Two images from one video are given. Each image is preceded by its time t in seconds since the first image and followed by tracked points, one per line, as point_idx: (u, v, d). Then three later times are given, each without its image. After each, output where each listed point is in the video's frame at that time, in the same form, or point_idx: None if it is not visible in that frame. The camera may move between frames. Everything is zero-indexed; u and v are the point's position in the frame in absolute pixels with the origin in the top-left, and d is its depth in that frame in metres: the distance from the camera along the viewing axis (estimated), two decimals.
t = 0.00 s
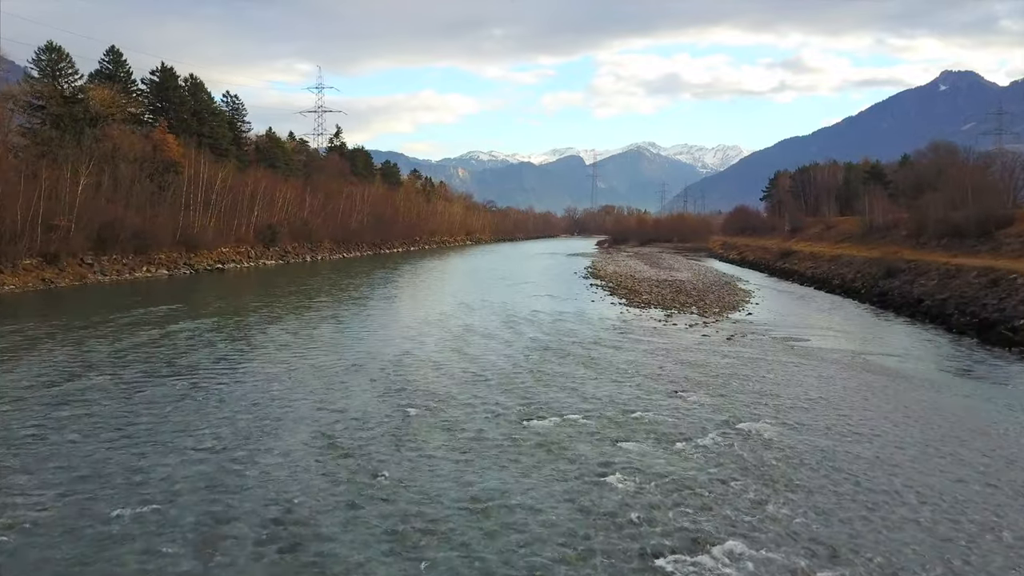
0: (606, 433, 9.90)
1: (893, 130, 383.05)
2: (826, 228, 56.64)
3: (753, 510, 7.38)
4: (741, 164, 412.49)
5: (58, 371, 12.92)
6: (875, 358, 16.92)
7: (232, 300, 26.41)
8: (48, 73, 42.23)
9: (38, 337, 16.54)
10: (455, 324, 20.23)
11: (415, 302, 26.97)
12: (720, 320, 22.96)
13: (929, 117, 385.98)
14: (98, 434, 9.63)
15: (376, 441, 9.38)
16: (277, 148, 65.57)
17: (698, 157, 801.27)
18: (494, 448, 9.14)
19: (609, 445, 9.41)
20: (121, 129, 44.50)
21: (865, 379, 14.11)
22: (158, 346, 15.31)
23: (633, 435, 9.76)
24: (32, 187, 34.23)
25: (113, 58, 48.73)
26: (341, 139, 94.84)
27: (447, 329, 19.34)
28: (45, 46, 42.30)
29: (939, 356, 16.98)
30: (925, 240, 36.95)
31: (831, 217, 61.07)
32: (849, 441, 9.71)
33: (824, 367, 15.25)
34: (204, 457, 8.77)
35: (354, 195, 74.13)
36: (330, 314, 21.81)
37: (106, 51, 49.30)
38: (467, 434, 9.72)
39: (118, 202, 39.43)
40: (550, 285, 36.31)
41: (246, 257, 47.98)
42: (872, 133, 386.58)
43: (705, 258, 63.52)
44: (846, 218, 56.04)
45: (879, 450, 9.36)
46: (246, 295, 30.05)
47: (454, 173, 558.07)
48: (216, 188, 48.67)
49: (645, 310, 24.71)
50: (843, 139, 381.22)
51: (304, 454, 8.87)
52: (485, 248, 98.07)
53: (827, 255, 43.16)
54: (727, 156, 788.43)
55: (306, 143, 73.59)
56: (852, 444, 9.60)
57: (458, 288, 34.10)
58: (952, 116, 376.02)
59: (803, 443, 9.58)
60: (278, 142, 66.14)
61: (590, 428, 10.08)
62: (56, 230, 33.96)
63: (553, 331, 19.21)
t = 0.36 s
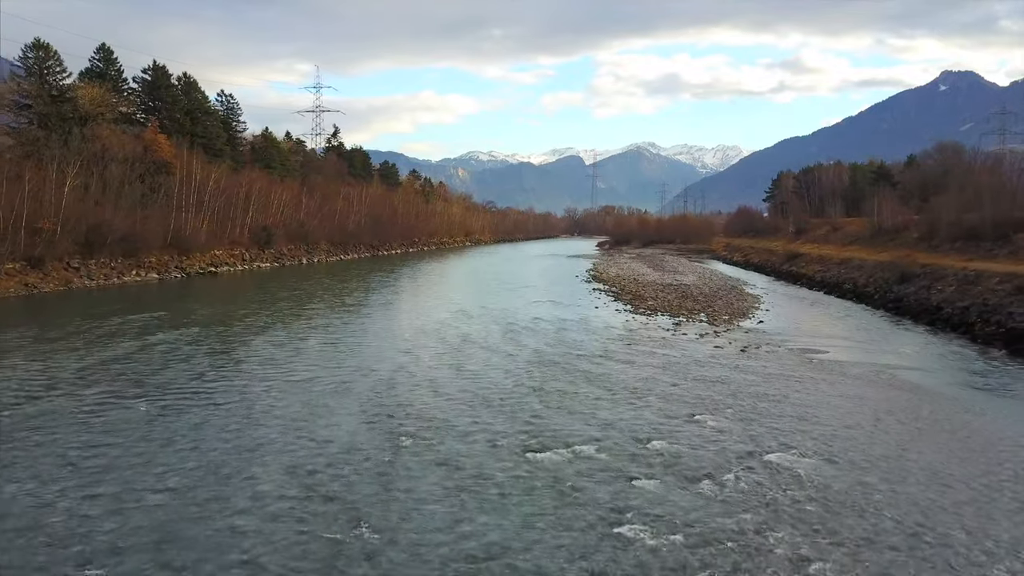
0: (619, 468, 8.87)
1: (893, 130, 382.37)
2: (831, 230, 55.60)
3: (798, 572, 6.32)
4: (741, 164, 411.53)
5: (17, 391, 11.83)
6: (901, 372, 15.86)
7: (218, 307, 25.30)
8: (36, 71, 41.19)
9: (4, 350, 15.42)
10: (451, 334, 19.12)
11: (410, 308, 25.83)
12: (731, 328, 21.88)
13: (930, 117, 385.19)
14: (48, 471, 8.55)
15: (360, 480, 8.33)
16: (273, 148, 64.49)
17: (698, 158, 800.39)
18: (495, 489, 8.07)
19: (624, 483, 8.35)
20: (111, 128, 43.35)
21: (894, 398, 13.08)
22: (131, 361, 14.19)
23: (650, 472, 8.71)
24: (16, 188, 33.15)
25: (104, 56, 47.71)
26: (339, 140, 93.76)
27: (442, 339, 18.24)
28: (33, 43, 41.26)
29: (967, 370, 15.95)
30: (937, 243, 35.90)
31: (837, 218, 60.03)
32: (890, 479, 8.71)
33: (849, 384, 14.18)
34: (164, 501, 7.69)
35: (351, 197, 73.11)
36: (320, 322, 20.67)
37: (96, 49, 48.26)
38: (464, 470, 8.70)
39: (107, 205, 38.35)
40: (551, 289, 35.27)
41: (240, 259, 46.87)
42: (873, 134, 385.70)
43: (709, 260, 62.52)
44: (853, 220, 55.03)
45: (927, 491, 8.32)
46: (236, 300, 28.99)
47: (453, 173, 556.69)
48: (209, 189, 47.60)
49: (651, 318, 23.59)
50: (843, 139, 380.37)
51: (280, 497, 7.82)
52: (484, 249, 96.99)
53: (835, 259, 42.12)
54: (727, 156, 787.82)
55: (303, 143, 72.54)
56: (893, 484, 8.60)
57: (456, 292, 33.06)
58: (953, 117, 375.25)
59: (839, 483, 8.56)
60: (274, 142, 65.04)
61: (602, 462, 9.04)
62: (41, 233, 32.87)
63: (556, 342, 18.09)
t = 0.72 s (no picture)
0: (634, 512, 7.84)
1: (894, 129, 381.41)
2: (838, 232, 54.50)
3: None
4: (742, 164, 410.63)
5: None
6: (930, 388, 14.78)
7: (205, 312, 24.21)
8: (22, 69, 40.10)
9: None
10: (447, 345, 18.04)
11: (406, 315, 24.74)
12: (743, 337, 20.83)
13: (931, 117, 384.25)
14: None
15: (339, 530, 7.28)
16: (269, 148, 63.37)
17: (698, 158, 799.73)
18: (494, 545, 6.99)
19: (643, 534, 7.27)
20: (100, 127, 42.20)
21: (928, 421, 12.05)
22: (99, 380, 13.10)
23: (671, 521, 7.62)
24: None
25: (94, 54, 46.66)
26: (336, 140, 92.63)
27: (438, 351, 17.16)
28: (19, 40, 40.18)
29: (1001, 387, 14.88)
30: (951, 246, 34.83)
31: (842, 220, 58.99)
32: (945, 529, 7.64)
33: (877, 403, 13.13)
34: (108, 560, 6.61)
35: (349, 197, 71.97)
36: (310, 332, 19.60)
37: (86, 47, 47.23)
38: (459, 517, 7.65)
39: (95, 207, 37.26)
40: (552, 293, 34.23)
41: (233, 262, 45.76)
42: (873, 134, 384.79)
43: (712, 262, 61.54)
44: (860, 221, 53.97)
45: (992, 548, 7.23)
46: (226, 305, 27.96)
47: (453, 173, 555.95)
48: (201, 190, 46.48)
49: (658, 326, 22.53)
50: (844, 140, 379.48)
51: (245, 554, 6.75)
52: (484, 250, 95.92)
53: (845, 261, 41.01)
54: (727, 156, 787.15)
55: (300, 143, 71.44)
56: (947, 532, 7.58)
57: (454, 297, 31.93)
58: (954, 116, 374.33)
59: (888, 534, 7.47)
60: (269, 142, 63.92)
61: (614, 505, 8.00)
62: (24, 236, 31.80)
63: (559, 353, 17.02)
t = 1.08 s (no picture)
0: (658, 571, 6.79)
1: (895, 130, 380.62)
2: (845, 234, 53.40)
3: None
4: (742, 164, 409.44)
5: None
6: (963, 407, 13.73)
7: (191, 321, 23.14)
8: (8, 67, 39.02)
9: None
10: (444, 359, 16.97)
11: (401, 323, 23.64)
12: (756, 348, 19.79)
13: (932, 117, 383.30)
14: None
15: None
16: (264, 149, 62.22)
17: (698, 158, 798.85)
18: None
19: None
20: (89, 127, 41.07)
21: (971, 449, 10.96)
22: (64, 402, 12.07)
23: None
24: None
25: (83, 52, 45.59)
26: (334, 140, 91.42)
27: (434, 366, 16.07)
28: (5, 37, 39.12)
29: None
30: (965, 250, 33.80)
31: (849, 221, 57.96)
32: None
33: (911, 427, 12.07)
34: None
35: (346, 198, 70.82)
36: (298, 344, 18.52)
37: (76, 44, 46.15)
38: None
39: (82, 209, 36.15)
40: (553, 298, 33.18)
41: (227, 265, 44.71)
42: (874, 134, 383.80)
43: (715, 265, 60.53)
44: (867, 223, 52.92)
45: None
46: (214, 312, 26.85)
47: (453, 173, 554.75)
48: (193, 191, 45.39)
49: (666, 336, 21.44)
50: (844, 140, 378.55)
51: None
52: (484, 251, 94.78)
53: (854, 265, 39.92)
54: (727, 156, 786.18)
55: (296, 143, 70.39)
56: None
57: (452, 302, 30.84)
58: (955, 116, 373.41)
59: None
60: (265, 142, 62.76)
61: (634, 563, 6.94)
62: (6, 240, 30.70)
63: (563, 368, 15.93)
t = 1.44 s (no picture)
0: None
1: (895, 130, 379.71)
2: (852, 237, 52.35)
3: None
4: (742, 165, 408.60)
5: None
6: (1002, 430, 12.74)
7: (176, 329, 22.12)
8: None
9: None
10: (441, 375, 15.86)
11: (396, 333, 22.54)
12: (771, 361, 18.80)
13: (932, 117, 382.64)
14: None
15: None
16: (261, 149, 61.38)
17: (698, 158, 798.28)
18: None
19: None
20: (78, 127, 39.96)
21: (1019, 482, 9.95)
22: (25, 430, 11.07)
23: None
24: None
25: (73, 50, 44.61)
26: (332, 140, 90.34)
27: (430, 384, 14.98)
28: None
29: None
30: (980, 255, 32.80)
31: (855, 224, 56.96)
32: None
33: (951, 455, 11.08)
34: None
35: (343, 200, 69.71)
36: (286, 358, 17.45)
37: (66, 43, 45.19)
38: None
39: (69, 212, 35.10)
40: (554, 304, 32.19)
41: (220, 269, 43.65)
42: (875, 134, 383.00)
43: (719, 268, 59.46)
44: (874, 225, 51.92)
45: None
46: (203, 320, 25.83)
47: (453, 173, 554.00)
48: (186, 193, 44.33)
49: (675, 348, 20.38)
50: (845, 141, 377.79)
51: None
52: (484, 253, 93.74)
53: (865, 269, 38.81)
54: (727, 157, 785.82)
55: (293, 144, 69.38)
56: None
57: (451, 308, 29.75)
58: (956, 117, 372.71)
59: None
60: (260, 143, 61.70)
61: None
62: None
63: (568, 386, 14.85)
